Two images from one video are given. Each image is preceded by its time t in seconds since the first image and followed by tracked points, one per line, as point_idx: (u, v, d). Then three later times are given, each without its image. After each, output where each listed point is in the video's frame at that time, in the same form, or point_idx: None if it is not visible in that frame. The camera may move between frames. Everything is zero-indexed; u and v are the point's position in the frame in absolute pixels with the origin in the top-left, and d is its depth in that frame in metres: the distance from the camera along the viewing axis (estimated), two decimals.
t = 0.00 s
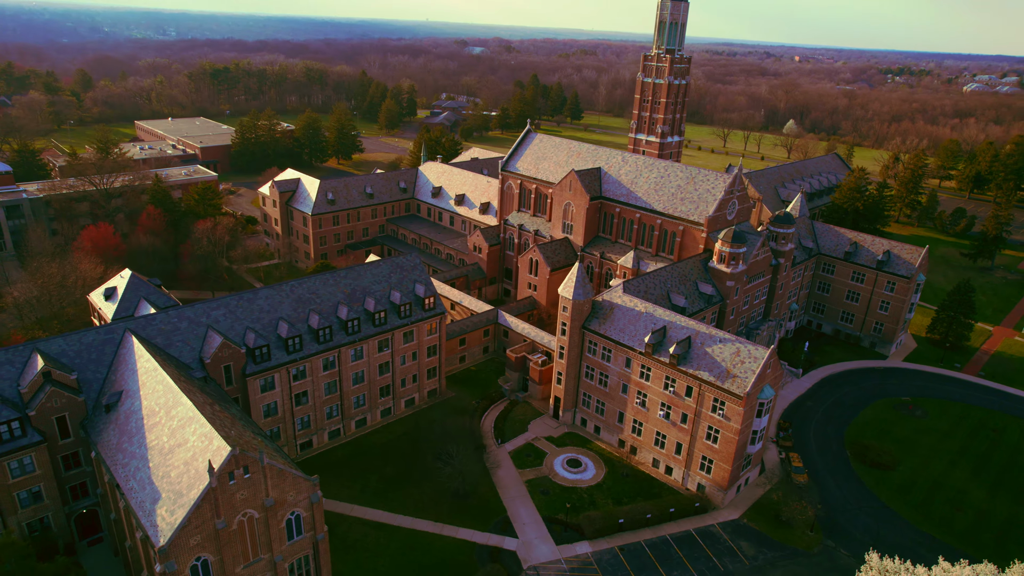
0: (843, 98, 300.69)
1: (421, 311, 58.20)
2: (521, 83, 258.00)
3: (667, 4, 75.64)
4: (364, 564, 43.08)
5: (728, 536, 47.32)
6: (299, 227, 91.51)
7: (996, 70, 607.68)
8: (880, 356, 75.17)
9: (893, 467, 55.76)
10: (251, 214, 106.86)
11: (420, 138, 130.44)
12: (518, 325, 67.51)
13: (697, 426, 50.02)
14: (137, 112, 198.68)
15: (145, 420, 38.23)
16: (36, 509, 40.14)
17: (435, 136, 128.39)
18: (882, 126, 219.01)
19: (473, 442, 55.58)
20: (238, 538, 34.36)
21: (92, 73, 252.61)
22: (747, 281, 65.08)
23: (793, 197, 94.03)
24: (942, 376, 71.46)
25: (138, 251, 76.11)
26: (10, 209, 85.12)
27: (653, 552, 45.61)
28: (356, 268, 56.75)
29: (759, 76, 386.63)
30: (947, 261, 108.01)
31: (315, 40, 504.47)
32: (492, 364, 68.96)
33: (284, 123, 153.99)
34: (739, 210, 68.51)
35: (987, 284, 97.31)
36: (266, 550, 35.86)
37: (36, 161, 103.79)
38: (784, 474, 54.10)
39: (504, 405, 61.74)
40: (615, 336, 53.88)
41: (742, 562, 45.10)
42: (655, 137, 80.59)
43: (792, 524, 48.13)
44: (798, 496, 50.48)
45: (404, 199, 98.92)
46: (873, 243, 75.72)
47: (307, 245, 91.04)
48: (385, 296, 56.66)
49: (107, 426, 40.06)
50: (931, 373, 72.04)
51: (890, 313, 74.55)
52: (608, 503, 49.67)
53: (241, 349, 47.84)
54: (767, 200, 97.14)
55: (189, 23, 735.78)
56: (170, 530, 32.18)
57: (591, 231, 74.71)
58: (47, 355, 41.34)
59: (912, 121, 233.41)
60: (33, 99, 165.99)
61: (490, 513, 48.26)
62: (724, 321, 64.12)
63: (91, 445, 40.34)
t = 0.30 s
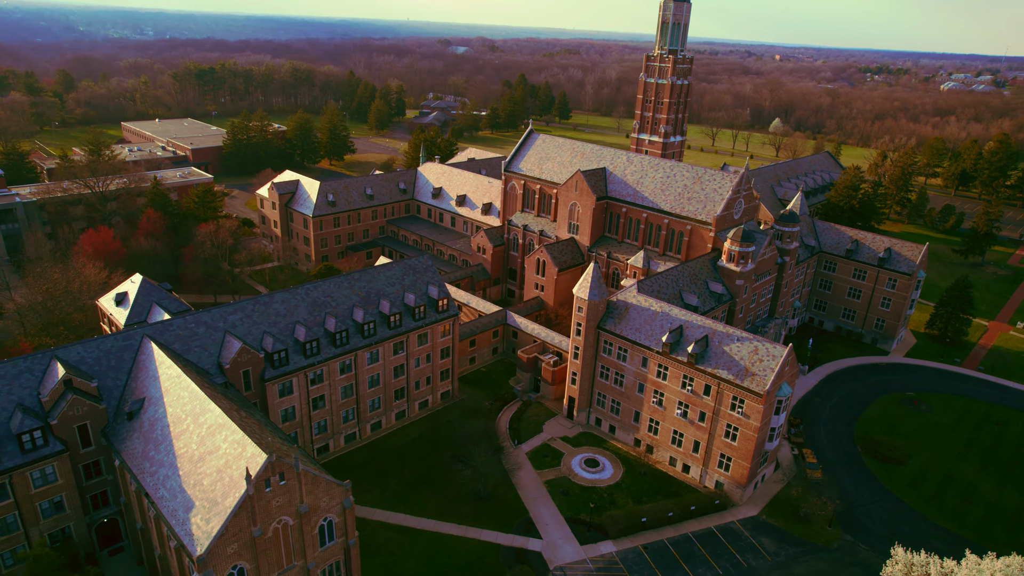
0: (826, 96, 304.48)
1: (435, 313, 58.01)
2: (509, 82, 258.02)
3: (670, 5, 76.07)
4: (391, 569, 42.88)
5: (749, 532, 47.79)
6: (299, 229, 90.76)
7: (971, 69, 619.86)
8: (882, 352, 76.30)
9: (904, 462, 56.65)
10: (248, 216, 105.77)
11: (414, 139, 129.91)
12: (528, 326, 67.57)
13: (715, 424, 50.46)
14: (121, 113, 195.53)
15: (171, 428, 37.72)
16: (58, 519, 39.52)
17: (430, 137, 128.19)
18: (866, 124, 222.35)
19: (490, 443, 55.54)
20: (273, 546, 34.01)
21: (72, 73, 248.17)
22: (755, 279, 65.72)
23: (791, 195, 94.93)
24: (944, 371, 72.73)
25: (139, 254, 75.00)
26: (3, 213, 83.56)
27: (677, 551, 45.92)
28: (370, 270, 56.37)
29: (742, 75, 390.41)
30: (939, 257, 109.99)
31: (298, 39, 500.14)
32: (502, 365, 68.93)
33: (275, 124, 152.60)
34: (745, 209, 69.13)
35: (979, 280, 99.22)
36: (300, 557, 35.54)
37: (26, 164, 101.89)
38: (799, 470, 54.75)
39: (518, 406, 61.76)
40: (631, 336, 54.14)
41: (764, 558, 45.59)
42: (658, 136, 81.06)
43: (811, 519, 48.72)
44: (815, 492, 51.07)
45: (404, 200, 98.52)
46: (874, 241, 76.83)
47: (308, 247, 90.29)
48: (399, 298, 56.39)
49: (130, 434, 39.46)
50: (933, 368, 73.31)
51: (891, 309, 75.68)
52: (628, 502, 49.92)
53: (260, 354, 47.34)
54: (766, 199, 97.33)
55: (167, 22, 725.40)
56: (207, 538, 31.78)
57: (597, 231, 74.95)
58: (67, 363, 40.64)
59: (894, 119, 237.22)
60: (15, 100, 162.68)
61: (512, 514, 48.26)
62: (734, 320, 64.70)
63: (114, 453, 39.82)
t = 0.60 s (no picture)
0: (814, 95, 307.40)
1: (452, 314, 57.92)
2: (502, 82, 257.99)
3: (677, 5, 76.43)
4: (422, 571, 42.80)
5: (772, 529, 48.25)
6: (304, 230, 90.15)
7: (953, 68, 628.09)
8: (888, 349, 77.19)
9: (918, 457, 57.42)
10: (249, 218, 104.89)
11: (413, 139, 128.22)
12: (541, 326, 67.69)
13: (737, 422, 50.89)
14: (110, 113, 192.94)
15: (204, 432, 37.40)
16: (87, 526, 39.11)
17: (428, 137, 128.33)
18: (855, 123, 224.86)
19: (510, 444, 55.58)
20: (313, 550, 33.80)
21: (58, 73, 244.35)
22: (767, 278, 66.25)
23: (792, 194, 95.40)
24: (949, 366, 73.79)
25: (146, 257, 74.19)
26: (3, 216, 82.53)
27: (703, 548, 46.24)
28: (388, 271, 56.14)
29: (730, 74, 392.99)
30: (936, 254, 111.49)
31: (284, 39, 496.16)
32: (515, 365, 68.98)
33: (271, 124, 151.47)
34: (755, 208, 69.64)
35: (977, 276, 100.70)
36: (338, 561, 35.38)
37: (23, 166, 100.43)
38: (816, 467, 55.33)
39: (534, 406, 61.88)
40: (651, 336, 54.41)
41: (789, 553, 46.04)
42: (665, 136, 81.45)
43: (832, 515, 49.27)
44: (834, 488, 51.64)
45: (408, 201, 98.26)
46: (879, 239, 77.68)
47: (313, 248, 89.71)
48: (418, 299, 56.24)
49: (159, 439, 39.07)
50: (938, 363, 74.37)
51: (897, 306, 76.55)
52: (652, 500, 50.20)
53: (283, 357, 47.00)
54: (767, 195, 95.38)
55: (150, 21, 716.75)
56: (249, 543, 31.53)
57: (607, 231, 75.19)
58: (93, 369, 40.12)
59: (882, 118, 240.00)
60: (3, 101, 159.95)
61: (537, 515, 48.35)
62: (747, 318, 65.20)
63: (143, 458, 39.38)
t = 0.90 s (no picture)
0: (804, 96, 310.03)
1: (471, 316, 57.89)
2: (495, 83, 257.90)
3: (685, 7, 76.98)
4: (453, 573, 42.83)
5: (796, 527, 48.73)
6: (311, 233, 89.72)
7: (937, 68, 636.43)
8: (895, 347, 78.07)
9: (933, 454, 58.14)
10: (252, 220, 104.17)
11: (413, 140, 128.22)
12: (556, 327, 67.94)
13: (758, 421, 51.34)
14: (102, 115, 190.62)
15: (238, 438, 37.15)
16: (118, 534, 38.75)
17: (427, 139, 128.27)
18: (846, 123, 227.27)
19: (532, 445, 55.69)
20: (355, 556, 33.63)
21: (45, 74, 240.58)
22: (780, 277, 66.86)
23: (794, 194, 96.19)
24: (955, 364, 74.80)
25: (155, 261, 73.49)
26: (5, 219, 81.39)
27: (730, 546, 46.63)
28: (407, 274, 56.00)
29: (720, 75, 395.51)
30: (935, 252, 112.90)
31: (273, 40, 493.30)
32: (530, 367, 69.09)
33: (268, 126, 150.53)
34: (766, 209, 70.24)
35: (977, 274, 102.03)
36: (377, 566, 35.25)
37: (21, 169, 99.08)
38: (834, 464, 55.94)
39: (552, 407, 62.06)
40: (671, 336, 54.76)
41: (814, 551, 46.51)
42: (673, 137, 81.97)
43: (854, 513, 49.82)
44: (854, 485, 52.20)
45: (413, 202, 98.04)
46: (885, 238, 78.55)
47: (320, 251, 89.18)
48: (437, 302, 56.15)
49: (192, 446, 38.70)
50: (945, 361, 75.46)
51: (903, 305, 77.41)
52: (675, 500, 50.54)
53: (309, 361, 46.76)
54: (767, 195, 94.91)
55: (134, 22, 708.69)
56: (295, 550, 31.36)
57: (618, 232, 75.50)
58: (122, 375, 39.71)
59: (872, 117, 242.69)
60: None
61: (563, 516, 48.53)
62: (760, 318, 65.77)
63: (175, 465, 39.00)
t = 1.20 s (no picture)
0: (792, 96, 313.55)
1: (489, 319, 57.89)
2: (487, 84, 258.11)
3: (691, 11, 77.59)
4: None
5: (817, 525, 49.25)
6: (316, 236, 89.24)
7: (919, 69, 645.46)
8: (899, 345, 79.07)
9: (945, 451, 58.92)
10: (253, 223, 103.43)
11: (412, 142, 130.73)
12: (568, 329, 68.13)
13: (778, 420, 51.85)
14: (91, 118, 188.21)
15: (272, 445, 36.85)
16: (148, 543, 38.37)
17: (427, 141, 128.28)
18: (835, 123, 230.05)
19: (551, 447, 55.82)
20: (396, 562, 33.49)
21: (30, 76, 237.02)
22: (790, 278, 67.52)
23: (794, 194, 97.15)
24: (958, 362, 75.88)
25: (162, 265, 72.69)
26: (6, 224, 80.19)
27: (754, 545, 47.04)
28: (425, 277, 55.87)
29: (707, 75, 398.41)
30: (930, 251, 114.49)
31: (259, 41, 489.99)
32: (542, 369, 69.18)
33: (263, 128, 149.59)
34: (775, 210, 70.87)
35: (973, 272, 103.51)
36: (416, 572, 35.14)
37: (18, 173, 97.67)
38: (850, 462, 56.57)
39: (568, 409, 62.22)
40: (689, 338, 55.13)
41: (837, 549, 47.04)
42: (679, 139, 82.55)
43: (873, 510, 50.46)
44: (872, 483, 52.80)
45: (417, 205, 97.82)
46: (888, 239, 79.46)
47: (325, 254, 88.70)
48: (455, 305, 56.09)
49: (222, 453, 38.34)
50: (949, 359, 76.54)
51: (907, 304, 78.42)
52: (697, 500, 50.92)
53: (333, 366, 46.52)
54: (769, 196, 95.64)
55: (116, 23, 700.56)
56: (339, 556, 31.20)
57: (627, 234, 75.81)
58: (150, 382, 39.28)
59: (860, 118, 245.89)
60: None
61: (588, 518, 48.72)
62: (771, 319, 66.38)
63: (205, 473, 38.63)
